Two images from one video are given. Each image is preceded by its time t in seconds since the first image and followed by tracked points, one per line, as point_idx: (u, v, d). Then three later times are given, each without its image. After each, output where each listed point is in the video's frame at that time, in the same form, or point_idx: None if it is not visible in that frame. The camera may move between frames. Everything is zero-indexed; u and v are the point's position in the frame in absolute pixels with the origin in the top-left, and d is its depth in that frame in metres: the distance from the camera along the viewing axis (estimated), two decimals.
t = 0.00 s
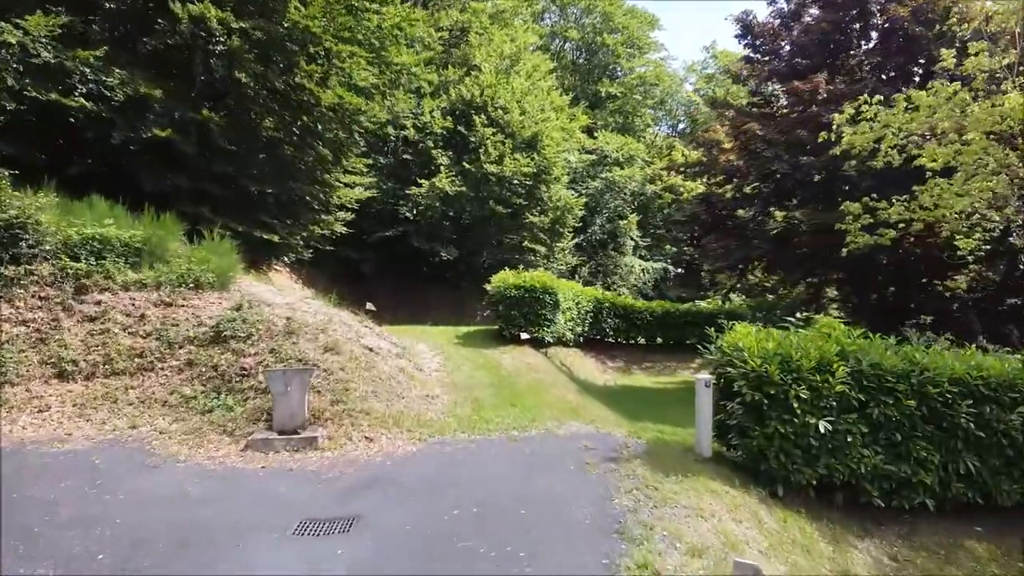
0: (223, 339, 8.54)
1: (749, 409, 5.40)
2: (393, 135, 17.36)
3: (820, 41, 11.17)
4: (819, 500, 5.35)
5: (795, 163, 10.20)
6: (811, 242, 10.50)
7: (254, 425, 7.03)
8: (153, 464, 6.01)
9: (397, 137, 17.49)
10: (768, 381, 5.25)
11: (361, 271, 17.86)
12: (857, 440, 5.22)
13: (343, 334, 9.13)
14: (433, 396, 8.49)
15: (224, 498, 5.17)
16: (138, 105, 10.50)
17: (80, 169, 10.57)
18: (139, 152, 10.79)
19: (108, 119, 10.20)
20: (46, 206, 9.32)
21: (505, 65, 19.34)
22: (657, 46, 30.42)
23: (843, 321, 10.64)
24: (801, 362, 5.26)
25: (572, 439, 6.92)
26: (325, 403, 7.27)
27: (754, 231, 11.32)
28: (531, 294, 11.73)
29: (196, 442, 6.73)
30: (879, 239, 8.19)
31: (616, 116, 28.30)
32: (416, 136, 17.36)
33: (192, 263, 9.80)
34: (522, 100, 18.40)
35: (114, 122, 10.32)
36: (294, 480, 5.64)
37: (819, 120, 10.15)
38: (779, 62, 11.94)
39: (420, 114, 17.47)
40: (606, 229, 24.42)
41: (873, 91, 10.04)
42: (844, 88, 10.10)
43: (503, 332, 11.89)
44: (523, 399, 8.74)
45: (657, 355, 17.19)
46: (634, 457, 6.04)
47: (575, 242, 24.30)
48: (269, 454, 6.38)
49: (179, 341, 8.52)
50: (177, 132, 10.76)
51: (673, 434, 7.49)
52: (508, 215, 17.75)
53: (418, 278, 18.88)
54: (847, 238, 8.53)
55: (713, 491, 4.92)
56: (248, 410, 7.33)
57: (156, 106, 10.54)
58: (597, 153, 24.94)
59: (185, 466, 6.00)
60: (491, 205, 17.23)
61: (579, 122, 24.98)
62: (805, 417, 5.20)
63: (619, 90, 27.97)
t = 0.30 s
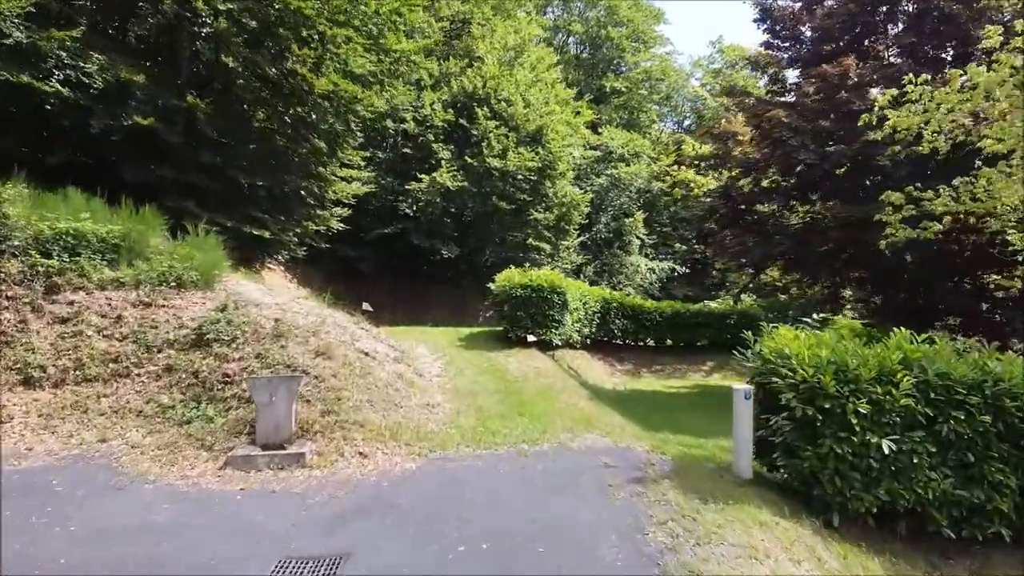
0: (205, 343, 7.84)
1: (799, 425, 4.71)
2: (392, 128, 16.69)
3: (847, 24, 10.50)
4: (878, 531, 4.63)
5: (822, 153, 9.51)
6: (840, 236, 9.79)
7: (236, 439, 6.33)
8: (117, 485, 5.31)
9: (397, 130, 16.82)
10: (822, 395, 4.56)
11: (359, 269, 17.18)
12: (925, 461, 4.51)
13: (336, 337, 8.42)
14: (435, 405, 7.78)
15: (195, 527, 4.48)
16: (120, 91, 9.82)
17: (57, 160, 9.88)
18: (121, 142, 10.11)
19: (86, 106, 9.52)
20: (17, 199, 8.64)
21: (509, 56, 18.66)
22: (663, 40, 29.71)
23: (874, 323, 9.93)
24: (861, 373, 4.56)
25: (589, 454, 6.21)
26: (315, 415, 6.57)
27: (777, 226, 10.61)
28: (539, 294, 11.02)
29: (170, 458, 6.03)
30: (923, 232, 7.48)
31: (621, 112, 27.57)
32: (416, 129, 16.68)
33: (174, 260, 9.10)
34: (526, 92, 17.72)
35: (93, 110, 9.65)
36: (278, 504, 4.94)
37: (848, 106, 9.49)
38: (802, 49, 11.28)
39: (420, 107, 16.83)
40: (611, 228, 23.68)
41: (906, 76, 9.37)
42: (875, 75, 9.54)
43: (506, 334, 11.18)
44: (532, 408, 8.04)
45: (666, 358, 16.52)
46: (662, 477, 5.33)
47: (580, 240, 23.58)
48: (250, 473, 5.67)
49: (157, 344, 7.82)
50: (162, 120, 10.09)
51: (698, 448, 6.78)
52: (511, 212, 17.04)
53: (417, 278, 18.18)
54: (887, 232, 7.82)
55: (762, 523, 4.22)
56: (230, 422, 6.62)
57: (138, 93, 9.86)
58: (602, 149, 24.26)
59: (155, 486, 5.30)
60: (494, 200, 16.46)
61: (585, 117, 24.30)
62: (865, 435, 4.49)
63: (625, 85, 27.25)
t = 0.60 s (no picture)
0: (183, 347, 7.11)
1: (867, 448, 4.00)
2: (390, 121, 15.99)
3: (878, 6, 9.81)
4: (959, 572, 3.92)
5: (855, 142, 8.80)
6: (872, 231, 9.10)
7: (212, 457, 5.62)
8: (69, 515, 4.58)
9: (395, 123, 16.12)
10: (897, 413, 3.85)
11: (356, 268, 16.47)
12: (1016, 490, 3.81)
13: (328, 340, 7.71)
14: (435, 416, 7.06)
15: (152, 564, 3.80)
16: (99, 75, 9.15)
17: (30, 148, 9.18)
18: (98, 130, 9.44)
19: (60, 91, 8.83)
20: None
21: (512, 47, 17.96)
22: (669, 34, 29.03)
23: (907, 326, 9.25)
24: (943, 387, 3.84)
25: (610, 475, 5.51)
26: (301, 429, 5.86)
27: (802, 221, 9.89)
28: (547, 294, 10.29)
29: (135, 479, 5.30)
30: (977, 225, 6.77)
31: (627, 107, 26.87)
32: (416, 122, 15.97)
33: (151, 256, 8.36)
34: (531, 83, 17.04)
35: (67, 95, 8.95)
36: (254, 538, 4.23)
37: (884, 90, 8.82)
38: (828, 33, 10.56)
39: (419, 99, 16.16)
40: (616, 226, 22.95)
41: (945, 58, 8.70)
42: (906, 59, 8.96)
43: (511, 336, 10.46)
44: (541, 419, 7.34)
45: (676, 360, 15.84)
46: (697, 505, 4.62)
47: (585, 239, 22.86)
48: (225, 497, 4.95)
49: (131, 349, 7.08)
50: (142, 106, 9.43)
51: (729, 467, 6.07)
52: (515, 208, 16.34)
53: (417, 277, 17.47)
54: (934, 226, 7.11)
55: (830, 568, 3.51)
56: (206, 437, 5.91)
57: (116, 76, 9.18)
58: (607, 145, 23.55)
59: (112, 516, 4.57)
60: (498, 195, 15.76)
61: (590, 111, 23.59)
62: (947, 461, 3.78)
63: (630, 79, 26.53)
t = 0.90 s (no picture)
0: (156, 351, 6.38)
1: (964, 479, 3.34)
2: (389, 113, 15.31)
3: None
4: None
5: (893, 128, 8.10)
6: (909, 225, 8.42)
7: (180, 480, 4.90)
8: None
9: (394, 115, 15.43)
10: (1003, 438, 3.21)
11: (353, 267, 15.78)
12: None
13: (317, 344, 7.00)
14: (435, 428, 6.36)
15: None
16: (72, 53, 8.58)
17: None
18: (71, 114, 8.82)
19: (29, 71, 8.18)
20: None
21: (515, 37, 17.29)
22: (675, 27, 28.35)
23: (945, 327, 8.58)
24: None
25: (636, 499, 4.83)
26: (283, 445, 5.17)
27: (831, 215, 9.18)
28: (556, 294, 9.57)
29: (90, 506, 4.59)
30: None
31: (632, 101, 26.18)
32: (415, 114, 15.28)
33: (126, 252, 7.62)
34: (535, 74, 16.35)
35: (37, 76, 8.29)
36: None
37: (926, 70, 8.18)
38: (857, 13, 9.83)
39: (418, 90, 15.47)
40: (622, 223, 22.24)
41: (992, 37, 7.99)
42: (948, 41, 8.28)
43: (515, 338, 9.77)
44: (550, 432, 6.66)
45: (687, 363, 15.12)
46: (745, 541, 3.94)
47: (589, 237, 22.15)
48: (191, 529, 4.26)
49: (99, 354, 6.30)
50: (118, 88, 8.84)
51: (767, 489, 5.38)
52: (519, 204, 15.64)
53: (416, 275, 16.82)
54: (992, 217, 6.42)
55: None
56: (175, 455, 5.21)
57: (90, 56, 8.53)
58: (613, 140, 22.87)
59: (50, 558, 3.78)
60: (502, 190, 15.09)
61: (595, 105, 22.88)
62: None
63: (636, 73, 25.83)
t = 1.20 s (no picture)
0: (123, 358, 5.61)
1: None
2: (387, 103, 14.63)
3: None
4: None
5: (938, 111, 7.41)
6: (954, 218, 7.71)
7: (135, 512, 4.19)
8: None
9: (393, 106, 14.74)
10: None
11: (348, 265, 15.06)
12: None
13: (305, 349, 6.28)
14: (436, 444, 5.65)
15: None
16: (40, 27, 8.00)
17: None
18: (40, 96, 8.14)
19: None
20: None
21: (518, 26, 16.61)
22: (681, 21, 27.67)
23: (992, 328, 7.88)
24: None
25: (673, 534, 4.10)
26: (259, 468, 4.46)
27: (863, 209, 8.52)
28: (566, 294, 8.84)
29: (28, 544, 3.88)
30: None
31: (638, 96, 25.47)
32: (414, 105, 14.58)
33: (94, 246, 6.87)
34: (539, 64, 15.67)
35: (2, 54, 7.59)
36: None
37: (975, 46, 7.45)
38: None
39: (417, 81, 14.79)
40: (628, 221, 21.50)
41: None
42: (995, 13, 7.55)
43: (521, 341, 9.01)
44: (563, 448, 5.95)
45: (700, 366, 14.37)
46: None
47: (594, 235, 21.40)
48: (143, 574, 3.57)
49: (58, 359, 5.52)
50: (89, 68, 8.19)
51: (819, 518, 4.67)
52: (523, 199, 14.93)
53: (416, 274, 16.11)
54: None
55: None
56: (134, 479, 4.50)
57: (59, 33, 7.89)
58: (618, 135, 22.17)
59: None
60: (505, 184, 14.38)
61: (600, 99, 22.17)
62: None
63: (642, 67, 25.13)
